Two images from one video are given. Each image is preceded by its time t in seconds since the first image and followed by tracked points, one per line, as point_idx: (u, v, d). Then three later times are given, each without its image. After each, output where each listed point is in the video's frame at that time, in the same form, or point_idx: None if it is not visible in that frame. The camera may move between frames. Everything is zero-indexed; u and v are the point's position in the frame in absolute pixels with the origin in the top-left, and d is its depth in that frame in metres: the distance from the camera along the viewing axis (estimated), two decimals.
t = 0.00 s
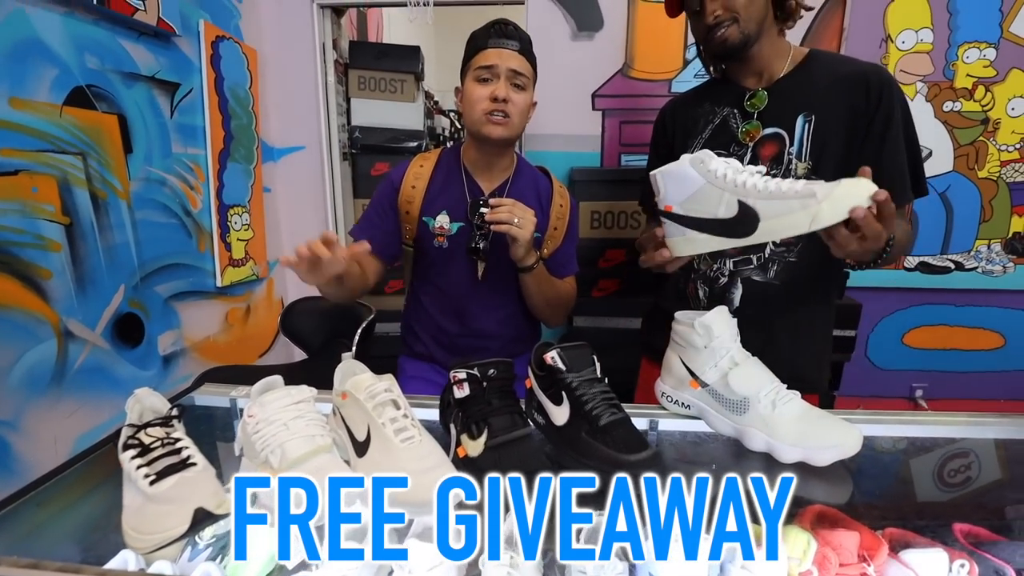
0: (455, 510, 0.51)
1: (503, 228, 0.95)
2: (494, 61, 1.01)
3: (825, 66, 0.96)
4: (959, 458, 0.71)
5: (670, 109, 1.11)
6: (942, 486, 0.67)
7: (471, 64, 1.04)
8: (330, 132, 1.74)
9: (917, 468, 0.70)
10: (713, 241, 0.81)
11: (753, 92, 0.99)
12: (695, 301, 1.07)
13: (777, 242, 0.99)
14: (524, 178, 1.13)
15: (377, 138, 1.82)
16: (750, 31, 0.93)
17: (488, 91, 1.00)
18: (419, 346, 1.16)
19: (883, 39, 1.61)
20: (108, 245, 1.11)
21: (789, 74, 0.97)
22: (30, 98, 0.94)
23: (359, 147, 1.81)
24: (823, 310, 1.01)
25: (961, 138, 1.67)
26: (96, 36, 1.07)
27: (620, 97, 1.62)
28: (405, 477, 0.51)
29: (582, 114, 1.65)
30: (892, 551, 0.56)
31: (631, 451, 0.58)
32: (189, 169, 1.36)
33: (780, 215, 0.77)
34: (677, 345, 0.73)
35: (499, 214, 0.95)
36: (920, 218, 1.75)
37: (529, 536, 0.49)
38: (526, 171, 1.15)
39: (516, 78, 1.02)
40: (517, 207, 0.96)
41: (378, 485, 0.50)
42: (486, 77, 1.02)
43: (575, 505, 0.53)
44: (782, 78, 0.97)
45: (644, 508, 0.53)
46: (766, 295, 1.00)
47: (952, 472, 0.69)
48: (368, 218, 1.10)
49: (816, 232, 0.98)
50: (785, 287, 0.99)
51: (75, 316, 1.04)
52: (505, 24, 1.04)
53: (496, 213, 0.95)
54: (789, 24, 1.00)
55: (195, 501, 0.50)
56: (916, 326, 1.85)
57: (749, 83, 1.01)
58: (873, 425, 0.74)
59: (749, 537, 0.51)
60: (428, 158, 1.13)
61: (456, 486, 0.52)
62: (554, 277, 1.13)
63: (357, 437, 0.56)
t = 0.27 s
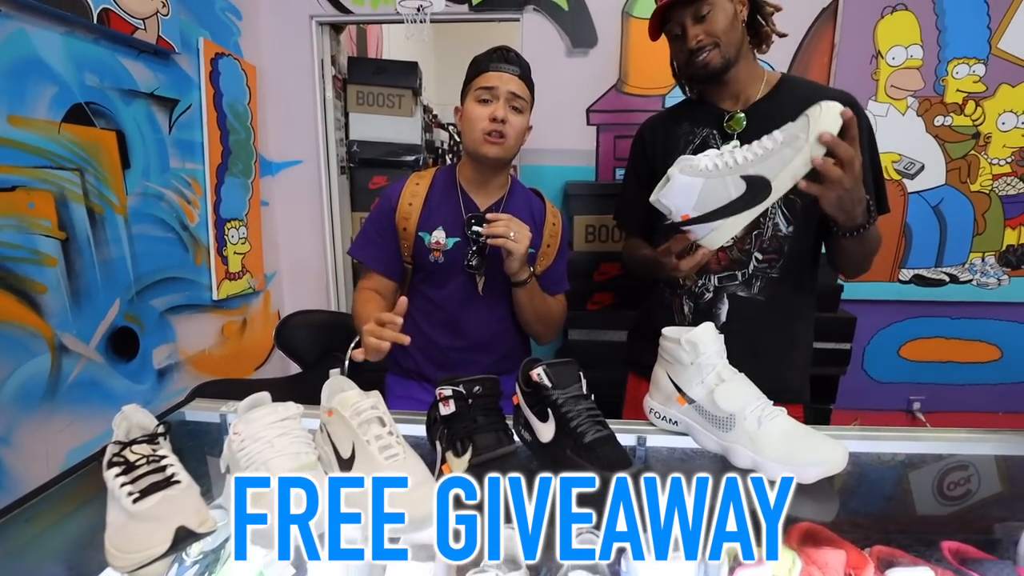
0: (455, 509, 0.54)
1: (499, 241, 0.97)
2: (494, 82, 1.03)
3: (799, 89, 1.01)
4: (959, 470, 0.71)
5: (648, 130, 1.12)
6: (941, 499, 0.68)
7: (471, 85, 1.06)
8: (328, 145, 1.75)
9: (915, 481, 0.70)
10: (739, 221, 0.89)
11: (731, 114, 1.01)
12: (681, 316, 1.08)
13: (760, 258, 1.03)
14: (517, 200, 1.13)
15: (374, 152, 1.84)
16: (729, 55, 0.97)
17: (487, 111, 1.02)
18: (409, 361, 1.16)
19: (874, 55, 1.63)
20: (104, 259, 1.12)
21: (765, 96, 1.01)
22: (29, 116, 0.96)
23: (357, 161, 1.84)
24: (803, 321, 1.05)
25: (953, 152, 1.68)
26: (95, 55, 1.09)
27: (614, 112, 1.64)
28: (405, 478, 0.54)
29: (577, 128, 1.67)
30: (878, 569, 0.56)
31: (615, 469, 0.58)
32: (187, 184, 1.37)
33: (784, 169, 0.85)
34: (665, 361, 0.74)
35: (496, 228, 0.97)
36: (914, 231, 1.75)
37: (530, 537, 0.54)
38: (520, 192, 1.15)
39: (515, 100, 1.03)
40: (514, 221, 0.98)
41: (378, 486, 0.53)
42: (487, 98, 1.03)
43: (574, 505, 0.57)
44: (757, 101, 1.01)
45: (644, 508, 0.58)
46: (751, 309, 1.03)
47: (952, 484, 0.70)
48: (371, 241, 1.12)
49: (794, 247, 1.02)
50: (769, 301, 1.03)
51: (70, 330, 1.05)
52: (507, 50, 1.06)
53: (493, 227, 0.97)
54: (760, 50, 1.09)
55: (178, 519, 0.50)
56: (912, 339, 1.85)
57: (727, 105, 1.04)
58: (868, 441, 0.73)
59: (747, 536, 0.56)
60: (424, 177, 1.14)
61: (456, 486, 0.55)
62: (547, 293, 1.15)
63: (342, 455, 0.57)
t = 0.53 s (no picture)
0: (456, 509, 0.55)
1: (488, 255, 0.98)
2: (479, 103, 1.05)
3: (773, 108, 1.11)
4: (960, 483, 0.71)
5: (633, 148, 1.22)
6: (943, 513, 0.69)
7: (457, 105, 1.08)
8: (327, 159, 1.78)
9: (916, 494, 0.71)
10: (737, 164, 0.93)
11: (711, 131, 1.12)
12: (670, 326, 1.14)
13: (745, 268, 1.09)
14: (505, 216, 1.15)
15: (372, 165, 1.86)
16: (704, 71, 1.07)
17: (473, 132, 1.04)
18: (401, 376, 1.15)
19: (866, 68, 1.65)
20: (102, 273, 1.13)
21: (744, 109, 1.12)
22: (30, 132, 0.97)
23: (356, 173, 1.86)
24: (789, 328, 1.11)
25: (947, 164, 1.69)
26: (97, 72, 1.11)
27: (609, 125, 1.66)
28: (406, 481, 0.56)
29: (572, 141, 1.68)
30: None
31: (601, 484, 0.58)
32: (186, 198, 1.39)
33: (757, 102, 0.91)
34: (655, 376, 0.74)
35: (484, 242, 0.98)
36: (910, 242, 1.76)
37: (529, 537, 0.56)
38: (507, 209, 1.17)
39: (501, 120, 1.06)
40: (502, 235, 0.99)
41: (378, 485, 0.54)
42: (473, 119, 1.05)
43: (574, 505, 0.57)
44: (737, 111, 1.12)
45: (645, 508, 0.61)
46: (738, 318, 1.09)
47: (953, 496, 0.70)
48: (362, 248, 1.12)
49: (777, 256, 1.09)
50: (754, 309, 1.09)
51: (67, 343, 1.05)
52: (491, 71, 1.08)
53: (482, 241, 0.98)
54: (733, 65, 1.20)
55: (164, 534, 0.50)
56: (909, 350, 1.85)
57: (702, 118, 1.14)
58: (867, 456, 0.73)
59: (748, 536, 0.57)
60: (412, 196, 1.15)
61: (456, 486, 0.56)
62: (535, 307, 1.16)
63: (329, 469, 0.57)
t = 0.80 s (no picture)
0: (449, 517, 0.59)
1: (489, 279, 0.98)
2: (480, 118, 1.06)
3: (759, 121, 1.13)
4: (964, 494, 0.73)
5: (622, 162, 1.24)
6: (947, 524, 0.69)
7: (457, 122, 1.09)
8: (326, 172, 1.80)
9: (917, 506, 0.71)
10: (726, 173, 0.96)
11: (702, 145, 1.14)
12: (665, 337, 1.14)
13: (738, 278, 1.10)
14: (508, 224, 1.17)
15: (373, 177, 1.87)
16: (691, 83, 1.09)
17: (474, 147, 1.05)
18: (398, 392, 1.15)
19: (859, 80, 1.66)
20: (102, 286, 1.14)
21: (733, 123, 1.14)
22: (33, 149, 0.99)
23: (355, 186, 1.87)
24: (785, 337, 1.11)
25: (942, 174, 1.70)
26: (99, 90, 1.13)
27: (605, 138, 1.68)
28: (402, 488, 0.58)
29: (569, 154, 1.70)
30: None
31: (589, 497, 0.58)
32: (186, 211, 1.40)
33: (734, 113, 0.96)
34: (645, 388, 0.75)
35: (486, 265, 0.99)
36: (906, 252, 1.76)
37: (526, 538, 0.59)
38: (510, 217, 1.19)
39: (502, 134, 1.07)
40: (502, 257, 1.01)
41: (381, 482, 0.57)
42: (474, 134, 1.06)
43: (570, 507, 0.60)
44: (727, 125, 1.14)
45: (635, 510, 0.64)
46: (733, 328, 1.10)
47: (957, 508, 0.71)
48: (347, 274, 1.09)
49: (769, 266, 1.09)
50: (748, 319, 1.09)
51: (67, 356, 1.06)
52: (491, 85, 1.09)
53: (483, 265, 0.99)
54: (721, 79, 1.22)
55: (154, 548, 0.51)
56: (908, 360, 1.85)
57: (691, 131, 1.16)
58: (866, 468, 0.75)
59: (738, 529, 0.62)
60: (417, 205, 1.15)
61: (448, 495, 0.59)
62: (541, 314, 1.17)
63: (321, 482, 0.58)
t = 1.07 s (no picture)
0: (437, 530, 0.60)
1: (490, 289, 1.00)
2: (484, 132, 1.07)
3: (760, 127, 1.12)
4: (966, 503, 0.74)
5: (621, 170, 1.25)
6: (950, 535, 0.69)
7: (463, 135, 1.10)
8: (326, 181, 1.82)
9: (919, 512, 0.72)
10: (715, 187, 0.97)
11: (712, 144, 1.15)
12: (662, 346, 1.15)
13: (734, 287, 1.11)
14: (513, 236, 1.17)
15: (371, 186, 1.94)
16: (688, 90, 1.10)
17: (479, 160, 1.07)
18: (392, 400, 1.14)
19: (855, 90, 1.67)
20: (103, 295, 1.16)
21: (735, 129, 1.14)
22: (36, 160, 1.00)
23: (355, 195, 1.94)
24: (782, 345, 1.11)
25: (939, 182, 1.71)
26: (102, 102, 1.15)
27: (603, 147, 1.69)
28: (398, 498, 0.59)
29: (567, 163, 1.71)
30: None
31: (579, 506, 0.59)
32: (187, 221, 1.42)
33: (722, 126, 0.96)
34: (638, 398, 0.76)
35: (487, 277, 1.00)
36: (904, 260, 1.76)
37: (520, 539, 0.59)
38: (515, 229, 1.19)
39: (505, 148, 1.08)
40: (504, 268, 1.02)
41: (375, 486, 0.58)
42: (478, 148, 1.07)
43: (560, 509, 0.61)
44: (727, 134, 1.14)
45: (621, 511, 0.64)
46: (729, 336, 1.10)
47: (959, 516, 0.72)
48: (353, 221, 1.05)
49: (765, 274, 1.10)
50: (744, 327, 1.10)
51: (67, 365, 1.08)
52: (497, 100, 1.11)
53: (484, 276, 1.00)
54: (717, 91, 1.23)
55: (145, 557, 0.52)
56: (907, 368, 1.84)
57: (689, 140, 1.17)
58: (869, 478, 0.75)
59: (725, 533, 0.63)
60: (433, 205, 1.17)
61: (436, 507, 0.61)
62: (544, 328, 1.17)
63: (313, 491, 0.58)
